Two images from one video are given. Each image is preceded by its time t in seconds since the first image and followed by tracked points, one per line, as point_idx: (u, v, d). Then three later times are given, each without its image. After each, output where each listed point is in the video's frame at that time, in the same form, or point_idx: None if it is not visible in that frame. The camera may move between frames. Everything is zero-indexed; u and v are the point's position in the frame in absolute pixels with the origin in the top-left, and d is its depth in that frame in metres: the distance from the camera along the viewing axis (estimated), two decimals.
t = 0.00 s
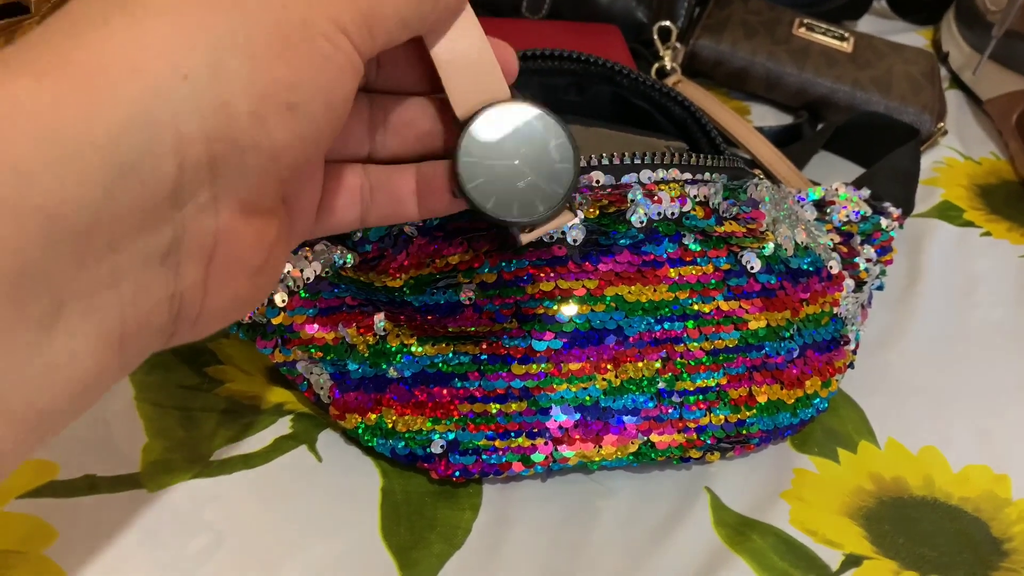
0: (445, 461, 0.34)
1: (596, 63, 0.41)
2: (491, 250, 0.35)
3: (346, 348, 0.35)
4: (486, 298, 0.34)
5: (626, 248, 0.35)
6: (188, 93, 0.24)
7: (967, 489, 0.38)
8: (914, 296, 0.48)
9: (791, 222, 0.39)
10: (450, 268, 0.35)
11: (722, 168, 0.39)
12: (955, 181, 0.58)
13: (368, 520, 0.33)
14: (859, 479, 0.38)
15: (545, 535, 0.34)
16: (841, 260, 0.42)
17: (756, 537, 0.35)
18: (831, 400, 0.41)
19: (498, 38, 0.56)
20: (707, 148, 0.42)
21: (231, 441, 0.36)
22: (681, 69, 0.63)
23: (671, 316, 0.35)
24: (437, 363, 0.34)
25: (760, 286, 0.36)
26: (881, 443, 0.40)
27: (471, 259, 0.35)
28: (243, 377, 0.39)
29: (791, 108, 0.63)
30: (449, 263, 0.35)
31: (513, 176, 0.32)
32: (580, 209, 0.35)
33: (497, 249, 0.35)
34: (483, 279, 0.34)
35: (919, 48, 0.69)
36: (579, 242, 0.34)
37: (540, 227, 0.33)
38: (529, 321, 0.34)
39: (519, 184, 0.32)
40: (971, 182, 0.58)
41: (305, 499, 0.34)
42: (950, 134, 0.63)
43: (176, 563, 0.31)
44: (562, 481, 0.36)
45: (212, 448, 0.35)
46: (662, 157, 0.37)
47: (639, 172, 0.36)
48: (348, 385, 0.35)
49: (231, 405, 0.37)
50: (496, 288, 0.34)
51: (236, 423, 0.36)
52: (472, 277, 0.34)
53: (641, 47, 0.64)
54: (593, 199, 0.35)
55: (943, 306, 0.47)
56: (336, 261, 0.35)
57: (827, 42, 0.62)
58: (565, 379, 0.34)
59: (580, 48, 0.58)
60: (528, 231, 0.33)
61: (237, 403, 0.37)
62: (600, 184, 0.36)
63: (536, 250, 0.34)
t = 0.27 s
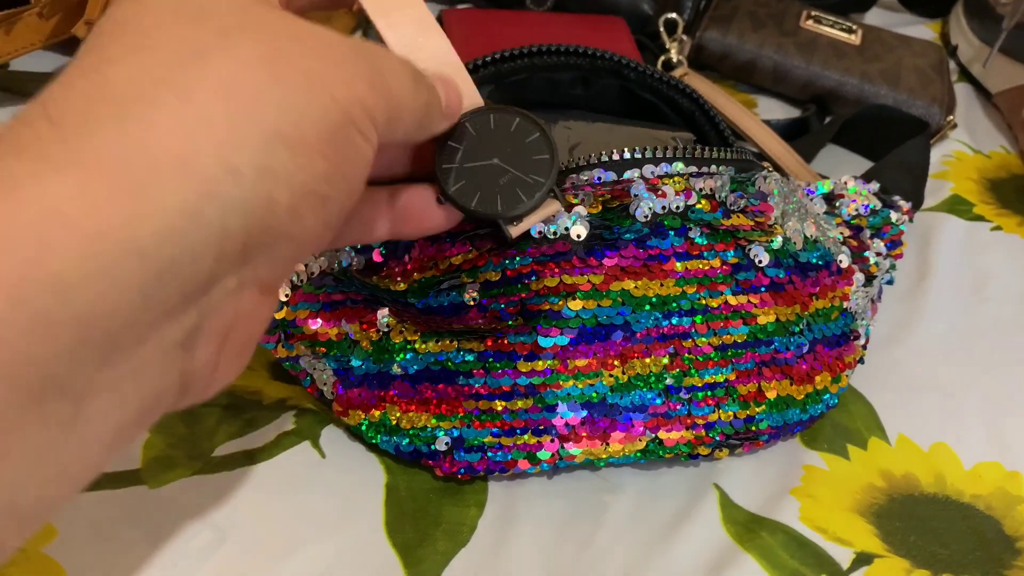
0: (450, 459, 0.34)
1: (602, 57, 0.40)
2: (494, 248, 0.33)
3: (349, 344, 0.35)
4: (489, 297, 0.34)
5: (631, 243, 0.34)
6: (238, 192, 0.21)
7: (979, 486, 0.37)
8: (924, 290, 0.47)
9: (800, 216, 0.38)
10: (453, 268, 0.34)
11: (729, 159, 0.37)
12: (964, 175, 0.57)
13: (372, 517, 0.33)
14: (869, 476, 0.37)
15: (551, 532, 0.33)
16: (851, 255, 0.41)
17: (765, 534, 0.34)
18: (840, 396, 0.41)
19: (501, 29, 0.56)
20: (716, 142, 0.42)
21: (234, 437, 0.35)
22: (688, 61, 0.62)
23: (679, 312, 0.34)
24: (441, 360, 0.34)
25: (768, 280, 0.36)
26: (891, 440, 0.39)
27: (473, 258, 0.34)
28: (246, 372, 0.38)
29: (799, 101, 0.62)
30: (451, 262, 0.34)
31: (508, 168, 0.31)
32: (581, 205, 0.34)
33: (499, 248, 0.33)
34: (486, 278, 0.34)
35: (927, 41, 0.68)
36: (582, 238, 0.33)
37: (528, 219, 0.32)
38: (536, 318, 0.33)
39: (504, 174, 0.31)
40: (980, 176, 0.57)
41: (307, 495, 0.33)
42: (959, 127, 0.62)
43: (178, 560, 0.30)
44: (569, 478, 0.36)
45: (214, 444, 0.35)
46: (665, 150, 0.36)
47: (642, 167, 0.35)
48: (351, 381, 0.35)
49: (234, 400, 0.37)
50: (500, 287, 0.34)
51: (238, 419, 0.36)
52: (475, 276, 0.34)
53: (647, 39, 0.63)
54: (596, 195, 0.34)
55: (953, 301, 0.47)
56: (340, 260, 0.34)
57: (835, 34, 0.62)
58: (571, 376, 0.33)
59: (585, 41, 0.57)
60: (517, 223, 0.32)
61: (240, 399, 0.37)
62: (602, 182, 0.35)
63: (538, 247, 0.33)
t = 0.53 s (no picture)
0: (460, 454, 0.34)
1: (612, 54, 0.40)
2: (501, 250, 0.34)
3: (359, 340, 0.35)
4: (498, 299, 0.34)
5: (638, 240, 0.34)
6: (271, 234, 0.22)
7: (987, 481, 0.37)
8: (931, 287, 0.47)
9: (807, 212, 0.38)
10: (463, 272, 0.34)
11: (733, 157, 0.38)
12: (971, 171, 0.57)
13: (382, 511, 0.33)
14: (877, 471, 0.37)
15: (561, 528, 0.34)
16: (858, 250, 0.41)
17: (773, 529, 0.34)
18: (848, 392, 0.41)
19: (508, 25, 0.56)
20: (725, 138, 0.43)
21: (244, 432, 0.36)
22: (694, 57, 0.62)
23: (688, 309, 0.34)
24: (450, 359, 0.34)
25: (776, 276, 0.36)
26: (898, 435, 0.39)
27: (481, 261, 0.34)
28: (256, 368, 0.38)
29: (805, 98, 0.62)
30: (462, 265, 0.34)
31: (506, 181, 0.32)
32: (586, 205, 0.34)
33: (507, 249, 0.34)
34: (494, 280, 0.34)
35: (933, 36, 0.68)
36: (588, 237, 0.33)
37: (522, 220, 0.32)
38: (546, 315, 0.33)
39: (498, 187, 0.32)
40: (987, 172, 0.57)
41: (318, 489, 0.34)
42: (965, 123, 0.62)
43: (193, 555, 0.31)
44: (577, 473, 0.36)
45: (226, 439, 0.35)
46: (667, 150, 0.37)
47: (644, 167, 0.36)
48: (361, 378, 0.35)
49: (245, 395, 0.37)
50: (508, 288, 0.34)
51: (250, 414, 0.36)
52: (484, 280, 0.34)
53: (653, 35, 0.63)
54: (599, 195, 0.35)
55: (960, 298, 0.47)
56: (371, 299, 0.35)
57: (841, 30, 0.62)
58: (579, 373, 0.33)
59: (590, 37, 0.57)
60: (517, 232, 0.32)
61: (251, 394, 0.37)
62: (605, 184, 0.36)
63: (546, 245, 0.34)
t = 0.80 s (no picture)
0: (456, 446, 0.34)
1: (610, 45, 0.40)
2: (499, 238, 0.33)
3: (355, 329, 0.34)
4: (496, 288, 0.33)
5: (638, 231, 0.34)
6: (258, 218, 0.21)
7: (988, 476, 0.37)
8: (932, 281, 0.47)
9: (808, 204, 0.38)
10: (461, 259, 0.34)
11: (734, 148, 0.38)
12: (974, 165, 0.57)
13: (377, 504, 0.33)
14: (876, 466, 0.37)
15: (557, 521, 0.33)
16: (859, 243, 0.41)
17: (771, 523, 0.34)
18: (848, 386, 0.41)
19: (508, 17, 0.55)
20: (723, 130, 0.42)
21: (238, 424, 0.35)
22: (696, 50, 0.62)
23: (687, 301, 0.34)
24: (446, 349, 0.34)
25: (776, 268, 0.36)
26: (899, 430, 0.39)
27: (479, 249, 0.34)
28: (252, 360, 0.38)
29: (807, 91, 0.62)
30: (460, 253, 0.34)
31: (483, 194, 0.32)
32: (587, 194, 0.34)
33: (505, 237, 0.33)
34: (492, 269, 0.33)
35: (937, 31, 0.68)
36: (587, 228, 0.33)
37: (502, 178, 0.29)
38: (543, 306, 0.33)
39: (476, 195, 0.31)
40: (990, 166, 0.57)
41: (312, 482, 0.34)
42: (969, 117, 0.62)
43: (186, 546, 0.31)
44: (574, 467, 0.36)
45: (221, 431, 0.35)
46: (670, 139, 0.36)
47: (647, 157, 0.35)
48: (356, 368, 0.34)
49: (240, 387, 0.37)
50: (506, 277, 0.33)
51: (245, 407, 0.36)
52: (482, 267, 0.33)
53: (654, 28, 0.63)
54: (601, 182, 0.34)
55: (962, 292, 0.46)
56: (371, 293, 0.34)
57: (843, 24, 0.61)
58: (577, 365, 0.33)
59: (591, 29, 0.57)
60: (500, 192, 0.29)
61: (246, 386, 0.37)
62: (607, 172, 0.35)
63: (545, 235, 0.33)
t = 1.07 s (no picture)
0: (478, 440, 0.34)
1: (630, 40, 0.40)
2: (522, 230, 0.33)
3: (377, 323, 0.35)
4: (518, 281, 0.33)
5: (661, 225, 0.34)
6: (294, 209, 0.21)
7: (1009, 472, 0.37)
8: (950, 277, 0.47)
9: (830, 199, 0.38)
10: (483, 251, 0.34)
11: (756, 142, 0.37)
12: (990, 161, 0.56)
13: (400, 497, 0.33)
14: (897, 461, 0.37)
15: (579, 514, 0.33)
16: (879, 238, 0.41)
17: (794, 518, 0.34)
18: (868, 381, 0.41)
19: (523, 11, 0.55)
20: (743, 124, 0.42)
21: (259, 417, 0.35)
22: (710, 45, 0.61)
23: (710, 295, 0.34)
24: (468, 343, 0.34)
25: (799, 263, 0.36)
26: (919, 425, 0.39)
27: (502, 241, 0.33)
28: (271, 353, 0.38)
29: (822, 86, 0.62)
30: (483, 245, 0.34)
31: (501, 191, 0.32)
32: (610, 186, 0.33)
33: (528, 229, 0.33)
34: (514, 262, 0.33)
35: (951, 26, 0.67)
36: (611, 220, 0.33)
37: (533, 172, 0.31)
38: (566, 299, 0.33)
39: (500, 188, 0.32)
40: (1006, 162, 0.57)
41: (334, 474, 0.33)
42: (984, 113, 0.61)
43: (209, 538, 0.31)
44: (595, 460, 0.36)
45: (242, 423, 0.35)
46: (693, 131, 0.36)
47: (669, 149, 0.35)
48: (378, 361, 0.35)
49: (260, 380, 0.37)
50: (528, 270, 0.33)
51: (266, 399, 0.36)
52: (504, 260, 0.33)
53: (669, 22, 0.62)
54: (624, 174, 0.34)
55: (981, 288, 0.46)
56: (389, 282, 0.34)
57: (859, 19, 0.61)
58: (600, 359, 0.33)
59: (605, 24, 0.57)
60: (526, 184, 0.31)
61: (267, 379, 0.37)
62: (630, 164, 0.34)
63: (568, 228, 0.33)
